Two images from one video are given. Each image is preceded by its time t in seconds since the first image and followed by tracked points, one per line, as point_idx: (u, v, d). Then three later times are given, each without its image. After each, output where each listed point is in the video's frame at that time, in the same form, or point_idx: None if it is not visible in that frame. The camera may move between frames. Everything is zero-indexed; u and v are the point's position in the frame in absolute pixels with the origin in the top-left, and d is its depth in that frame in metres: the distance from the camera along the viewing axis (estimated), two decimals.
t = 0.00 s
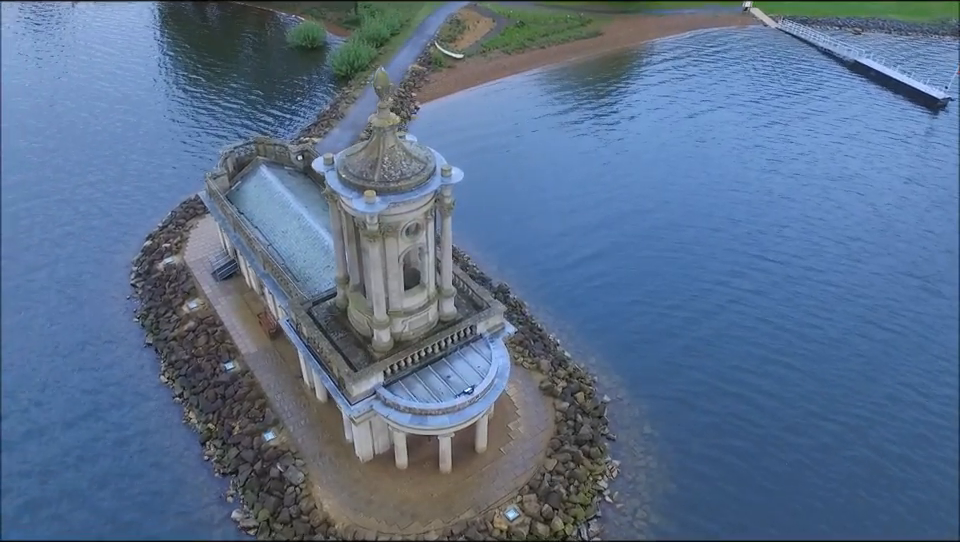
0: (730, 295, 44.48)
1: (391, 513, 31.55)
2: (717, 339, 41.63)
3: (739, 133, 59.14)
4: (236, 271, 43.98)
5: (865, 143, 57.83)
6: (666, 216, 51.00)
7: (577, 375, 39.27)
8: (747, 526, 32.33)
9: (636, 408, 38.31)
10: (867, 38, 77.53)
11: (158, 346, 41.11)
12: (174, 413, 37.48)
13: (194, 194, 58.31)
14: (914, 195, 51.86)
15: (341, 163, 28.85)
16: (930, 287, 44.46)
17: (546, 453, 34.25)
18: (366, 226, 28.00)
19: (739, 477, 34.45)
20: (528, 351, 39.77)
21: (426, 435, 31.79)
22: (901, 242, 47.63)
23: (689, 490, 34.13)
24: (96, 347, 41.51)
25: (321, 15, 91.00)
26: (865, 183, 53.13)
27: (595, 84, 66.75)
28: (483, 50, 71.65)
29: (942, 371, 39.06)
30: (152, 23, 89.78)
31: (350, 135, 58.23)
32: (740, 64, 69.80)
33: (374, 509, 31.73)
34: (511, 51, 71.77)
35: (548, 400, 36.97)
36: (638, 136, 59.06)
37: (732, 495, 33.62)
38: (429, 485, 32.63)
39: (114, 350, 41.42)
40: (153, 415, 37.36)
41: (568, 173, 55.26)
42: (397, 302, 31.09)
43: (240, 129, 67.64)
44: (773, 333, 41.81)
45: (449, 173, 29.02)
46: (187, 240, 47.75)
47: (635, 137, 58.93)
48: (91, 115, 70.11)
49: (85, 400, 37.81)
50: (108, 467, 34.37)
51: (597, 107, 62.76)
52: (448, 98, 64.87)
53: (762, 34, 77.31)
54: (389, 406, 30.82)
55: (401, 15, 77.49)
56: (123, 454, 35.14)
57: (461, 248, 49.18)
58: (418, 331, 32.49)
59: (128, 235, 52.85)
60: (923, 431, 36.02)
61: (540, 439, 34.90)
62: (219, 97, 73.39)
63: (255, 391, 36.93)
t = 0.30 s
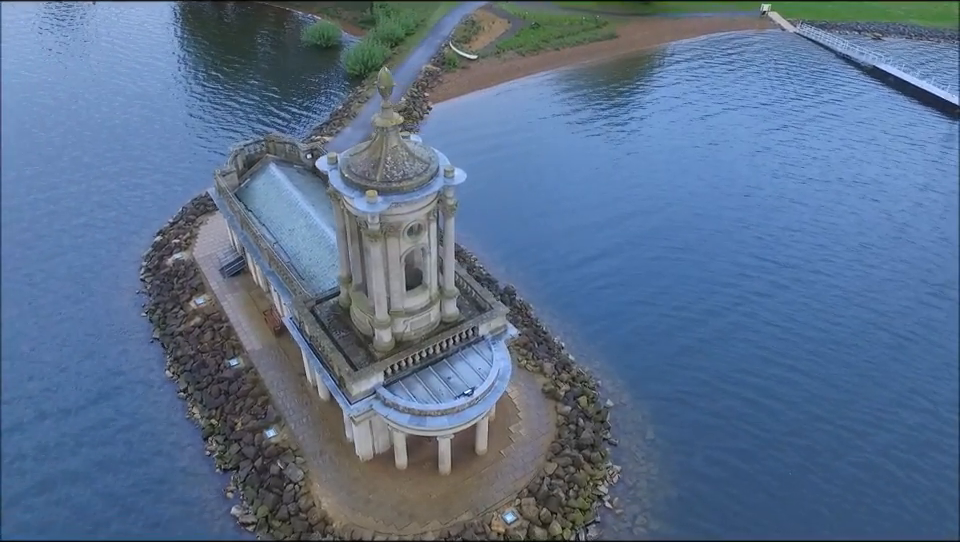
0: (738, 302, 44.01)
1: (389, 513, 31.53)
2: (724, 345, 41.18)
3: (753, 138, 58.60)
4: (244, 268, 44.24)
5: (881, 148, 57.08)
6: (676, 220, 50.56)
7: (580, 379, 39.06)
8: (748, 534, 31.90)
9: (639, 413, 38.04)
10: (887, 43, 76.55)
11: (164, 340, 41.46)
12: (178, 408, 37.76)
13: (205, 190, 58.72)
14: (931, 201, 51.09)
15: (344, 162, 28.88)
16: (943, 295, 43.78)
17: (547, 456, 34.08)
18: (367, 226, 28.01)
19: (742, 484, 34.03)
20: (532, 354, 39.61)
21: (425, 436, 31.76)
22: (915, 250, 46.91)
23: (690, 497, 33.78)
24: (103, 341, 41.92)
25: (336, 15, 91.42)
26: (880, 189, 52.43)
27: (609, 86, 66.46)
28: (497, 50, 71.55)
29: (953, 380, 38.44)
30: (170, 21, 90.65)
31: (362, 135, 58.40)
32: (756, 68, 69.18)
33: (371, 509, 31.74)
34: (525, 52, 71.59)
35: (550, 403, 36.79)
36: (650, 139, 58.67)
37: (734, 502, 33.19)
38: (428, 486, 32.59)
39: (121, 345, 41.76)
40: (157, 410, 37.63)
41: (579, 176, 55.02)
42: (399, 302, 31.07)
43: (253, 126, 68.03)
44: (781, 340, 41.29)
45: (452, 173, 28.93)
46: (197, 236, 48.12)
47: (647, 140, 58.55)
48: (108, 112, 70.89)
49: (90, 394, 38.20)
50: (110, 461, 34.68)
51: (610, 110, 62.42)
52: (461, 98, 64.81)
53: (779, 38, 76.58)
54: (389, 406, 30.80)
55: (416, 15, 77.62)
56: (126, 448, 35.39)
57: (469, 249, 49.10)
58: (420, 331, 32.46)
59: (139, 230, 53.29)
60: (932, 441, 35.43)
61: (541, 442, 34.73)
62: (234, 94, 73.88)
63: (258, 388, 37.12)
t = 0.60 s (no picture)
0: (746, 308, 43.61)
1: (387, 513, 31.53)
2: (729, 351, 40.82)
3: (765, 142, 58.11)
4: (250, 265, 44.45)
5: (895, 153, 56.45)
6: (684, 224, 50.20)
7: (583, 383, 38.88)
8: None
9: (642, 418, 37.80)
10: (903, 48, 75.69)
11: (169, 336, 41.74)
12: (181, 404, 37.99)
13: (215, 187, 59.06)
14: (944, 208, 50.44)
15: (347, 162, 28.92)
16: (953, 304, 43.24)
17: (547, 459, 33.95)
18: (368, 226, 28.02)
19: (743, 492, 33.75)
20: (535, 356, 39.47)
21: (425, 436, 31.73)
22: (927, 257, 46.35)
23: (691, 503, 33.54)
24: (109, 337, 42.26)
25: (349, 14, 91.68)
26: (892, 195, 51.84)
27: (620, 88, 66.15)
28: (509, 51, 71.37)
29: None
30: (185, 18, 91.24)
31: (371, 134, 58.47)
32: (769, 71, 68.60)
33: (370, 509, 31.75)
34: (536, 53, 71.38)
35: (552, 406, 36.65)
36: (661, 142, 58.30)
37: (735, 510, 32.94)
38: (427, 486, 32.57)
39: (127, 340, 42.08)
40: (160, 406, 37.86)
41: (588, 177, 54.79)
42: (400, 302, 31.06)
43: (264, 124, 68.33)
44: (788, 347, 40.89)
45: (453, 174, 28.85)
46: (204, 233, 48.42)
47: (657, 142, 58.19)
48: (121, 109, 71.51)
49: (95, 390, 38.48)
50: (113, 456, 34.88)
51: (620, 112, 62.09)
52: (471, 99, 64.73)
53: (794, 41, 75.92)
54: (388, 406, 30.79)
55: (428, 15, 77.62)
56: (128, 443, 35.63)
57: (475, 250, 49.03)
58: (421, 331, 32.43)
59: (148, 226, 53.67)
60: (938, 452, 35.03)
61: (541, 445, 34.59)
62: (246, 92, 74.23)
63: (260, 385, 37.26)
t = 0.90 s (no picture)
0: (754, 314, 43.14)
1: (384, 513, 31.54)
2: (736, 358, 40.39)
3: (778, 146, 57.55)
4: (258, 262, 44.67)
5: (911, 159, 55.64)
6: (694, 228, 49.77)
7: (585, 387, 38.67)
8: None
9: (644, 424, 37.49)
10: (923, 53, 74.59)
11: (175, 332, 42.07)
12: (185, 400, 38.28)
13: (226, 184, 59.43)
14: None
15: (349, 161, 28.97)
16: None
17: (547, 463, 33.79)
18: (369, 226, 28.04)
19: (745, 500, 33.35)
20: (538, 359, 39.32)
21: (423, 437, 31.71)
22: (940, 266, 45.62)
23: (691, 510, 33.18)
24: (117, 331, 42.71)
25: (364, 14, 91.95)
26: (907, 202, 51.09)
27: (632, 90, 65.80)
28: (522, 53, 71.15)
29: None
30: (202, 17, 91.97)
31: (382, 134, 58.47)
32: (785, 76, 67.93)
33: (367, 508, 31.78)
34: (550, 55, 71.12)
35: (553, 410, 36.49)
36: (672, 145, 57.86)
37: (736, 519, 32.56)
38: (425, 487, 32.52)
39: (134, 336, 42.48)
40: (164, 402, 38.16)
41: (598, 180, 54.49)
42: (401, 303, 31.04)
43: (278, 122, 68.64)
44: (795, 354, 40.41)
45: (456, 175, 28.78)
46: (213, 230, 48.78)
47: (668, 145, 57.76)
48: (138, 106, 72.28)
49: (101, 385, 38.92)
50: (115, 451, 35.23)
51: (633, 114, 61.70)
52: (483, 100, 64.63)
53: (811, 46, 75.13)
54: (387, 406, 30.79)
55: (443, 16, 77.58)
56: (131, 439, 35.96)
57: (482, 252, 48.95)
58: (422, 332, 32.41)
59: (160, 222, 54.13)
60: (945, 463, 34.44)
61: (541, 449, 34.45)
62: (261, 90, 74.61)
63: (263, 382, 37.44)
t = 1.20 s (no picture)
0: (761, 319, 42.77)
1: (382, 513, 31.52)
2: (742, 363, 40.04)
3: (790, 151, 57.00)
4: (264, 260, 44.87)
5: (926, 166, 54.89)
6: (702, 232, 49.37)
7: (588, 390, 38.48)
8: None
9: (647, 429, 37.23)
10: (941, 59, 73.60)
11: (181, 328, 42.34)
12: (188, 396, 38.50)
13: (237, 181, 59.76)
14: None
15: (352, 161, 29.00)
16: None
17: (547, 466, 33.64)
18: (371, 226, 28.05)
19: (747, 507, 33.01)
20: (541, 362, 39.17)
21: (423, 438, 31.68)
22: (952, 274, 44.99)
23: (692, 517, 32.87)
24: (123, 327, 43.07)
25: (378, 14, 92.14)
26: (920, 209, 50.42)
27: (644, 92, 65.44)
28: (534, 54, 70.95)
29: None
30: (217, 15, 92.53)
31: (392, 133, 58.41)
32: (799, 79, 67.29)
33: (366, 507, 31.78)
34: (562, 57, 70.85)
35: (555, 413, 36.33)
36: (683, 147, 57.45)
37: (737, 526, 32.22)
38: (424, 488, 32.47)
39: (140, 331, 42.79)
40: (168, 397, 38.40)
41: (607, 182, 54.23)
42: (402, 303, 31.04)
43: (289, 120, 68.88)
44: (802, 361, 39.98)
45: (458, 176, 28.76)
46: (221, 227, 49.05)
47: (679, 148, 57.34)
48: (152, 103, 72.87)
49: (106, 380, 39.26)
50: (118, 447, 35.51)
51: (644, 116, 61.38)
52: (494, 101, 64.52)
53: (827, 49, 74.40)
54: (387, 406, 30.77)
55: (456, 16, 77.53)
56: (135, 435, 36.21)
57: (488, 253, 48.88)
58: (423, 332, 32.36)
59: (170, 218, 54.52)
60: (952, 474, 33.93)
61: (541, 452, 34.32)
62: (274, 89, 74.93)
63: (266, 380, 37.58)
